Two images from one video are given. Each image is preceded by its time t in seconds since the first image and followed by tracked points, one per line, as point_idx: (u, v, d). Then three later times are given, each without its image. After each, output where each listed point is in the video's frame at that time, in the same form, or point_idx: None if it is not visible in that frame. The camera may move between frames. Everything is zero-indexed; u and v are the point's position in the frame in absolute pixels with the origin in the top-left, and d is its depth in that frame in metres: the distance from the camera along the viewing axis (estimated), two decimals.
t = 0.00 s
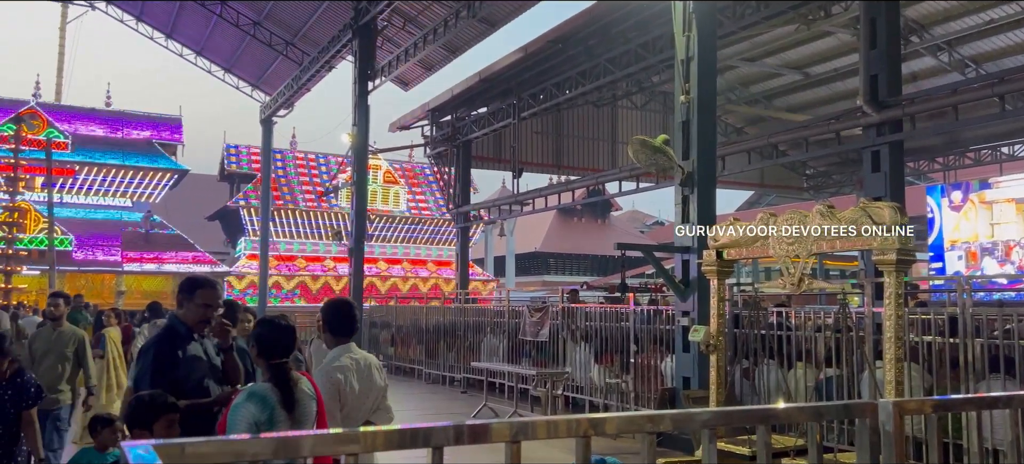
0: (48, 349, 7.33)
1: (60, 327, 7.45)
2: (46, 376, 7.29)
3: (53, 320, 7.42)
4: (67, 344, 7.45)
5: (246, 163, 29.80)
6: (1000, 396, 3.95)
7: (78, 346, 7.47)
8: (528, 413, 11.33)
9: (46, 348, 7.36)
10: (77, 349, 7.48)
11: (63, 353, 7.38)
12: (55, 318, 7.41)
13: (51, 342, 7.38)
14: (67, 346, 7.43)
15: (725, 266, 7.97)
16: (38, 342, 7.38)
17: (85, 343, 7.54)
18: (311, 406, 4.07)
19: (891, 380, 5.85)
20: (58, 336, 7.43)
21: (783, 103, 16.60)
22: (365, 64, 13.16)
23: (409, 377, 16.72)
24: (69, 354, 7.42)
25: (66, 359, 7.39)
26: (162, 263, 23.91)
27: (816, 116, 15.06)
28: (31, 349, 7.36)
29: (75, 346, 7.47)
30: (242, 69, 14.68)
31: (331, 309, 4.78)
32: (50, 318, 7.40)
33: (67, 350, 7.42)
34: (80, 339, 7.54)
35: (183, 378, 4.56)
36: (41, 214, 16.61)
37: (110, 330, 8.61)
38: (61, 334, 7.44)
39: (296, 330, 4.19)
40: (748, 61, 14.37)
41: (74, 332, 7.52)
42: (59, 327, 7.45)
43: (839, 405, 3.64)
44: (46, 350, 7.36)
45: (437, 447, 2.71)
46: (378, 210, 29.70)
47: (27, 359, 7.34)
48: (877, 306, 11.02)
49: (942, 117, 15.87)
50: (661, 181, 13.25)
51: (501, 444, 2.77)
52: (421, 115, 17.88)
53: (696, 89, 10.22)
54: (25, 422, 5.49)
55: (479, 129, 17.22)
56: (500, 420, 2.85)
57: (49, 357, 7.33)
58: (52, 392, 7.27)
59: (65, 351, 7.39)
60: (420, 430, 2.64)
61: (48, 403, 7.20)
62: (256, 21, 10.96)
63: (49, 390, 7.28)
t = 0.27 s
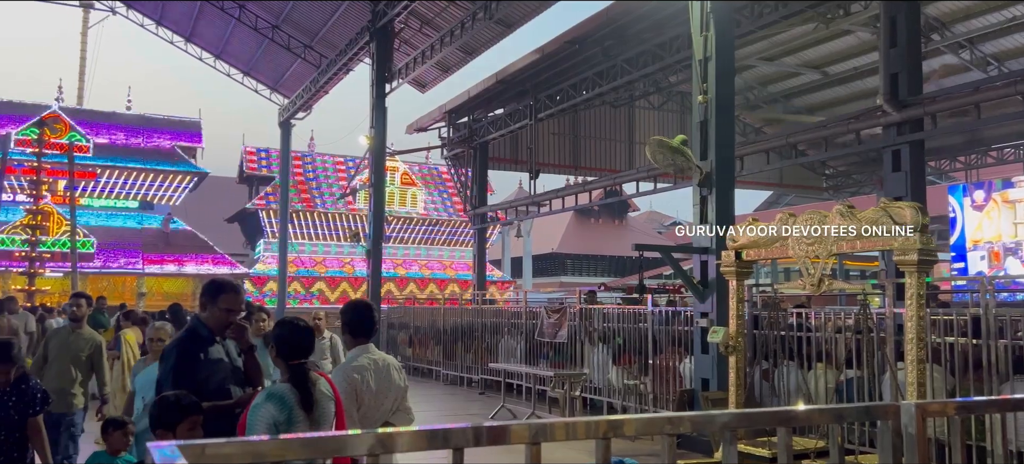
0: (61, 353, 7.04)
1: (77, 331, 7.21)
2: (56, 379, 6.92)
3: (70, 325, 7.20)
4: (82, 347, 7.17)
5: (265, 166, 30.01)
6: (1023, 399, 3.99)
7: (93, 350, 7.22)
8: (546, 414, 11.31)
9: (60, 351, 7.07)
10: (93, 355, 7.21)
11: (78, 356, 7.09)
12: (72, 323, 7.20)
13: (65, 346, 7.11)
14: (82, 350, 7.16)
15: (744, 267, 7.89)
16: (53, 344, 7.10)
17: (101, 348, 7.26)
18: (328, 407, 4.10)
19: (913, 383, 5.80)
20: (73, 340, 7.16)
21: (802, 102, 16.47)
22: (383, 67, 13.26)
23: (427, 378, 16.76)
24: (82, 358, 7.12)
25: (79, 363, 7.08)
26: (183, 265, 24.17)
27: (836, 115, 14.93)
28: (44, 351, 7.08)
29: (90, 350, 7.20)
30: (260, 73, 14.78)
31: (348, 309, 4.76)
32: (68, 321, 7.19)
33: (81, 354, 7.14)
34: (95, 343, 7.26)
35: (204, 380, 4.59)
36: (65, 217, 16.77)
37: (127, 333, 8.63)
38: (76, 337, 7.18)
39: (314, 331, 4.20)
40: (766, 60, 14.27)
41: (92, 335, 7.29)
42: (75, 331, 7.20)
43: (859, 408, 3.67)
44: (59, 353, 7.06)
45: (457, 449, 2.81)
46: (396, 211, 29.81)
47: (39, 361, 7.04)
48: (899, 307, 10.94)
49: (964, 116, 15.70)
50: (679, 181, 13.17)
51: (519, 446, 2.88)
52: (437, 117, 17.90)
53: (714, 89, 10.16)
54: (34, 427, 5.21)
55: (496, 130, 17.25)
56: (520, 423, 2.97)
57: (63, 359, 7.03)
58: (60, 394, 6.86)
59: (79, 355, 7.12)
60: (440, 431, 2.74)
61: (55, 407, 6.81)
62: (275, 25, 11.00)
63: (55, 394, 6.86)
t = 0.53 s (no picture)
0: (73, 356, 6.79)
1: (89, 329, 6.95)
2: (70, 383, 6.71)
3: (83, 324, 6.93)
4: (95, 348, 6.92)
5: (282, 169, 30.19)
6: None
7: (105, 350, 6.97)
8: (563, 416, 11.29)
9: (71, 352, 6.82)
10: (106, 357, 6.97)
11: (92, 358, 6.87)
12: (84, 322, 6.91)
13: (78, 347, 6.86)
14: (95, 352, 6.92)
15: (762, 268, 7.82)
16: (65, 344, 6.84)
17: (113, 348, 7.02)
18: (346, 408, 4.12)
19: (933, 384, 5.74)
20: (86, 342, 6.92)
21: (820, 102, 16.35)
22: (399, 69, 13.31)
23: (443, 379, 16.78)
24: (96, 360, 6.90)
25: (93, 365, 6.86)
26: (201, 268, 24.30)
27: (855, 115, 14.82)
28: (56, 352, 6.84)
29: (103, 351, 6.96)
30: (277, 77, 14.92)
31: (363, 310, 4.74)
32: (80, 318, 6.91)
33: (95, 355, 6.91)
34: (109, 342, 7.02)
35: (222, 382, 4.62)
36: (85, 220, 16.88)
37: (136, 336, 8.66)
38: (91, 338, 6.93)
39: (330, 333, 4.22)
40: (783, 60, 14.18)
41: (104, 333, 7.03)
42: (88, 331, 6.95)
43: (881, 410, 3.70)
44: (72, 356, 6.81)
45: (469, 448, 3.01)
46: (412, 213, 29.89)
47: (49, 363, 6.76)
48: (920, 309, 10.83)
49: (985, 115, 15.53)
50: (696, 182, 13.11)
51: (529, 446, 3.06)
52: (453, 119, 17.92)
53: (731, 90, 10.10)
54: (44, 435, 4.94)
55: (512, 132, 17.26)
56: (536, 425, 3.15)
57: (78, 360, 6.80)
58: (75, 399, 6.71)
59: (90, 360, 6.85)
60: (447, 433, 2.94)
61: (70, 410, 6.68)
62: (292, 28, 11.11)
63: (69, 405, 6.68)
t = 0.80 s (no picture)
0: (78, 359, 6.70)
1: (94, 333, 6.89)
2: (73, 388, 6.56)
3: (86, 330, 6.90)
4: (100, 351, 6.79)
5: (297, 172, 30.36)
6: None
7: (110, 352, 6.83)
8: (580, 418, 11.23)
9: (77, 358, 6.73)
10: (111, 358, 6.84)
11: (95, 362, 6.73)
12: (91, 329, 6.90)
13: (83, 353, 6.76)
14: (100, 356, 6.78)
15: (779, 269, 7.74)
16: (68, 351, 6.77)
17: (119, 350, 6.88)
18: (363, 410, 4.12)
19: (954, 386, 5.69)
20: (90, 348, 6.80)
21: (837, 102, 16.27)
22: (414, 72, 13.33)
23: (460, 381, 16.79)
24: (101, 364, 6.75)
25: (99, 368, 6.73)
26: (218, 270, 24.81)
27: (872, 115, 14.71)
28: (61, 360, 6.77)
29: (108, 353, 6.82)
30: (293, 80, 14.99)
31: (381, 311, 4.75)
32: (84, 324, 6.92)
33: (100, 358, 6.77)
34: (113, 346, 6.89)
35: (240, 384, 4.63)
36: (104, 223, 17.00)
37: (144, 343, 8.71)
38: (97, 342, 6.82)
39: (345, 334, 4.23)
40: (800, 60, 14.08)
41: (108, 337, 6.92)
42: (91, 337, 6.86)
43: (901, 413, 3.79)
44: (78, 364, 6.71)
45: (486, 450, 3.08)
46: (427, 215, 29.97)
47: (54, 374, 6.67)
48: (940, 310, 10.74)
49: (1004, 114, 15.37)
50: (712, 183, 13.04)
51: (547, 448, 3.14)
52: (468, 122, 17.92)
53: (747, 90, 10.04)
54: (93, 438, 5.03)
55: (526, 134, 17.26)
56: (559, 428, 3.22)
57: (82, 366, 6.68)
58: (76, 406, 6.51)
59: (97, 362, 6.74)
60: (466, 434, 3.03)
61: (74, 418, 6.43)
62: (308, 31, 11.20)
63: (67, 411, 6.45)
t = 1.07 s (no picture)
0: (83, 360, 6.77)
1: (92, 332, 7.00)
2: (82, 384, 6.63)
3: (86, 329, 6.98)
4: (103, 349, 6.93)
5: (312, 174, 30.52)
6: None
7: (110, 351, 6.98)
8: (595, 420, 11.21)
9: (81, 358, 6.79)
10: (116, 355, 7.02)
11: (100, 361, 6.84)
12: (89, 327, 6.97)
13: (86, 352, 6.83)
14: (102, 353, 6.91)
15: (795, 271, 7.71)
16: (71, 352, 6.78)
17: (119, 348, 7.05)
18: (381, 412, 4.14)
19: (972, 389, 5.63)
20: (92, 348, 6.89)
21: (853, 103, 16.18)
22: (427, 75, 13.35)
23: (474, 383, 16.81)
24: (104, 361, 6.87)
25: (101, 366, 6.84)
26: (234, 272, 24.64)
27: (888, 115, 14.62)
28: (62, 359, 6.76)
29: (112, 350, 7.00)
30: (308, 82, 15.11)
31: (398, 313, 4.76)
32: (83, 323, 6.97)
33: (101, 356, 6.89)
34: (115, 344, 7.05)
35: (256, 386, 4.66)
36: (122, 226, 17.14)
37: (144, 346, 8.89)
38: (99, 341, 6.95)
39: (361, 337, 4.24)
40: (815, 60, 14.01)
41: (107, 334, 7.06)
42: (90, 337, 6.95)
43: (918, 415, 3.78)
44: (81, 363, 6.77)
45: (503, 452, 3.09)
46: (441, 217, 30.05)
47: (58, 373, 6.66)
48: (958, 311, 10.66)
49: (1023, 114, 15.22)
50: (727, 184, 12.99)
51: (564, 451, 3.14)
52: (482, 124, 17.93)
53: (763, 91, 10.00)
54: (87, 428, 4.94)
55: (540, 136, 17.28)
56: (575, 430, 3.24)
57: (86, 368, 6.75)
58: (86, 400, 6.56)
59: (102, 361, 6.87)
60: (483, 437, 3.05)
61: (81, 419, 6.44)
62: (323, 34, 11.27)
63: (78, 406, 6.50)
